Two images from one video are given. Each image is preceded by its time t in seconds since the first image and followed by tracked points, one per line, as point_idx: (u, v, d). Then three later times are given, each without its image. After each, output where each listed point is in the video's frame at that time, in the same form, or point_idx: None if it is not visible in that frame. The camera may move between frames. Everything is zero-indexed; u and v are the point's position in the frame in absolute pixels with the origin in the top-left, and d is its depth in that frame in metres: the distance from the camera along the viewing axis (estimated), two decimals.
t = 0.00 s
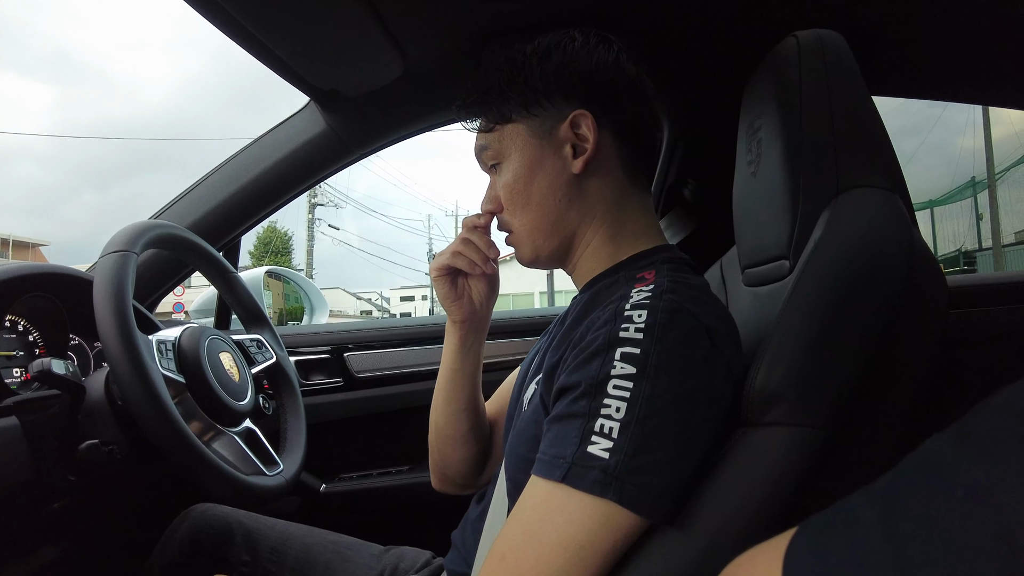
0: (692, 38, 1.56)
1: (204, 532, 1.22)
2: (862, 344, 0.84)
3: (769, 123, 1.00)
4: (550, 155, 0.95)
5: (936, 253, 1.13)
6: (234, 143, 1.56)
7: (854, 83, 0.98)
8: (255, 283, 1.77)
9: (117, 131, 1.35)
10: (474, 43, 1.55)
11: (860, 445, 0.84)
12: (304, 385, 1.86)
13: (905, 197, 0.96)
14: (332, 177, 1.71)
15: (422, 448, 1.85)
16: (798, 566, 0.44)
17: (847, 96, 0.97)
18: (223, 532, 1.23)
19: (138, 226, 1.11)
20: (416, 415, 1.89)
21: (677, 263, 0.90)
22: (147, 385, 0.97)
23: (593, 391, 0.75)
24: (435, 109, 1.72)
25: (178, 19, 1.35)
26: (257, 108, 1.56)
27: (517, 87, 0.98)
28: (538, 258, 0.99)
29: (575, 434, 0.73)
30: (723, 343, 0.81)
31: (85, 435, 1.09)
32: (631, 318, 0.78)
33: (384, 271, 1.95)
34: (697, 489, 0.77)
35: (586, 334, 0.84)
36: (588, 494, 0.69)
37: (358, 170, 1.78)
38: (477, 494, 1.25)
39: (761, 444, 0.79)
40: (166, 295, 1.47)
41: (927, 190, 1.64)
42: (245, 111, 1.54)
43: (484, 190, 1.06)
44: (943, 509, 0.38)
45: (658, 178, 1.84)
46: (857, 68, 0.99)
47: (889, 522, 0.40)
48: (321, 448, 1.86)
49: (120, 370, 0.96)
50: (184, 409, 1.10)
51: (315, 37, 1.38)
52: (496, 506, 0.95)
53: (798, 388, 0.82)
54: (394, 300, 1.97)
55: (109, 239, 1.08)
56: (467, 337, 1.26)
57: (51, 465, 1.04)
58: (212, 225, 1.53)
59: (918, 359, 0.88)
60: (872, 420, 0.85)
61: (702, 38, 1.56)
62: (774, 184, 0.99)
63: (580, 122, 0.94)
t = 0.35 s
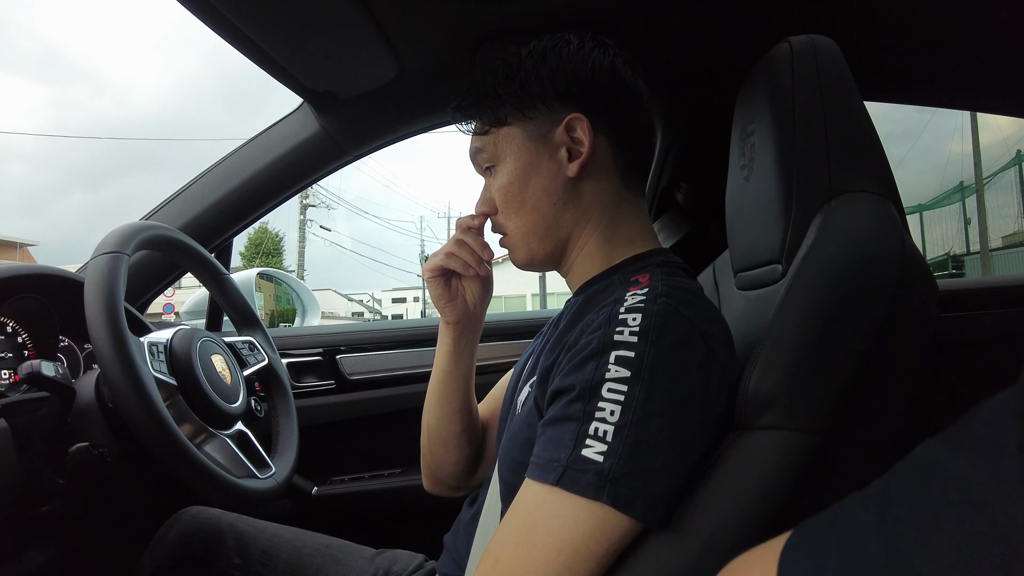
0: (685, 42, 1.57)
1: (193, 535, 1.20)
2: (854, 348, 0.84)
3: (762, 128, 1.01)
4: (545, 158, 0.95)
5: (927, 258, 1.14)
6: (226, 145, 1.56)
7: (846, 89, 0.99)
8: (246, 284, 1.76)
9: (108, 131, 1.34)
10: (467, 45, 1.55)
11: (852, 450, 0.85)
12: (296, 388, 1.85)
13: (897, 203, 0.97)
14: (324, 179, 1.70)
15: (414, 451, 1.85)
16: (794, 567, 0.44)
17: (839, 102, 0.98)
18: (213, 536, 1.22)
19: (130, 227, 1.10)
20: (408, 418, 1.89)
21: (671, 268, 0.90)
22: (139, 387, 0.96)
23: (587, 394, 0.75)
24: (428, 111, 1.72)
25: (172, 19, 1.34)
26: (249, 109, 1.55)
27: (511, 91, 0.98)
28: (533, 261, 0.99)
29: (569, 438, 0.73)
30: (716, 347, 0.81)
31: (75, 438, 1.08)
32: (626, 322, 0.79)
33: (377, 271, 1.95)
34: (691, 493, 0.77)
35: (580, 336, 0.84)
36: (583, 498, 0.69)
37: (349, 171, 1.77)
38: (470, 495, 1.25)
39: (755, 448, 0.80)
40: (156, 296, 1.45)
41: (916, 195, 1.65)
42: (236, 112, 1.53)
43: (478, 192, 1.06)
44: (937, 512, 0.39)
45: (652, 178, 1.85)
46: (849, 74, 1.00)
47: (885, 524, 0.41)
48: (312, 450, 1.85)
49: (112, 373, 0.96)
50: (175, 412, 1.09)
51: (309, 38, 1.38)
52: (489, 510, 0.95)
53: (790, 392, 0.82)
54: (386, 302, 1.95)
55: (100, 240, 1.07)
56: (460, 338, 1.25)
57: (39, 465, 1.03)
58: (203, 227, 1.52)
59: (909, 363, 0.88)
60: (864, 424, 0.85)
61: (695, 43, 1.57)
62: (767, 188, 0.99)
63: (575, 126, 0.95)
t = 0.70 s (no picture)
0: (676, 47, 1.58)
1: (183, 535, 1.20)
2: (842, 350, 0.85)
3: (752, 132, 1.02)
4: (552, 161, 0.95)
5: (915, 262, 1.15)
6: (217, 145, 1.56)
7: (834, 94, 1.00)
8: (236, 285, 1.76)
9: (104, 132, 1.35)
10: (460, 47, 1.56)
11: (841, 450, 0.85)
12: (287, 389, 1.85)
13: (885, 206, 0.98)
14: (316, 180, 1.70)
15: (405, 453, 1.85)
16: (781, 567, 0.45)
17: (828, 106, 0.99)
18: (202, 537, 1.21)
19: (120, 227, 1.10)
20: (399, 420, 1.89)
21: (662, 270, 0.91)
22: (127, 387, 0.96)
23: (577, 393, 0.75)
24: (420, 113, 1.72)
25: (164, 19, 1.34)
26: (241, 110, 1.55)
27: (504, 94, 0.98)
28: (533, 264, 0.99)
29: (559, 437, 0.73)
30: (705, 349, 0.82)
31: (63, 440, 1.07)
32: (616, 322, 0.79)
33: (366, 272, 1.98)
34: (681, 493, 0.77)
35: (571, 337, 0.84)
36: (573, 499, 0.70)
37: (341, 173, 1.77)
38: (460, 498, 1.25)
39: (744, 449, 0.80)
40: (145, 297, 1.45)
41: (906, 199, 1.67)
42: (228, 112, 1.53)
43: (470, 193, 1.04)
44: (920, 513, 0.39)
45: (645, 178, 1.80)
46: (838, 78, 1.01)
47: (871, 524, 0.41)
48: (303, 452, 1.84)
49: (101, 373, 0.95)
50: (164, 413, 1.09)
51: (302, 40, 1.38)
52: (480, 511, 0.95)
53: (780, 393, 0.83)
54: (376, 304, 1.95)
55: (90, 240, 1.06)
56: (454, 343, 1.26)
57: (27, 468, 1.01)
58: (194, 228, 1.51)
59: (897, 365, 0.89)
60: (852, 425, 0.86)
61: (687, 47, 1.58)
62: (757, 192, 1.00)
63: (583, 130, 0.96)
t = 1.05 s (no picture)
0: (670, 49, 1.58)
1: (171, 539, 1.18)
2: (831, 352, 0.85)
3: (745, 134, 1.02)
4: (558, 159, 0.93)
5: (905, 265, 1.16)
6: (208, 145, 1.55)
7: (826, 98, 1.00)
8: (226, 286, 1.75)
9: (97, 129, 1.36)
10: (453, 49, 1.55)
11: (830, 452, 0.86)
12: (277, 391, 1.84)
13: (876, 209, 0.98)
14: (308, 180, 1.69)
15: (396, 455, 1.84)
16: (773, 568, 0.44)
17: (820, 109, 0.99)
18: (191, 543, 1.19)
19: (109, 227, 1.08)
20: (390, 422, 1.88)
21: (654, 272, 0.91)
22: (115, 390, 0.95)
23: (568, 402, 0.74)
24: (413, 114, 1.72)
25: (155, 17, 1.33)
26: (232, 109, 1.54)
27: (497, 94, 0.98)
28: (533, 267, 0.96)
29: (550, 447, 0.72)
30: (697, 351, 0.82)
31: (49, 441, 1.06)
32: (606, 329, 0.78)
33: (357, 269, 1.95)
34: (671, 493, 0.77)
35: (561, 344, 0.84)
36: (564, 508, 0.69)
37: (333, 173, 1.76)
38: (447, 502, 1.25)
39: (734, 452, 0.80)
40: (136, 297, 1.44)
41: (896, 202, 1.68)
42: (219, 112, 1.52)
43: (459, 194, 0.96)
44: (911, 514, 0.39)
45: (638, 170, 1.91)
46: (830, 82, 1.01)
47: (860, 526, 0.41)
48: (293, 454, 1.83)
49: (89, 375, 0.94)
50: (153, 415, 1.08)
51: (294, 40, 1.37)
52: (471, 513, 0.95)
53: (770, 396, 0.83)
54: (368, 305, 1.98)
55: (78, 240, 1.05)
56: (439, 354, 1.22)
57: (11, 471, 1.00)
58: (185, 227, 1.50)
59: (888, 367, 0.89)
60: (843, 427, 0.86)
61: (680, 49, 1.58)
62: (750, 194, 1.00)
63: (585, 130, 0.97)
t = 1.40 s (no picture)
0: (666, 51, 1.58)
1: (162, 540, 1.17)
2: (825, 353, 0.85)
3: (741, 136, 1.03)
4: (545, 161, 0.91)
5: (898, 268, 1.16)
6: (203, 144, 1.54)
7: (822, 99, 1.01)
8: (221, 286, 1.74)
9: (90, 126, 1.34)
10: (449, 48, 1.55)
11: (825, 454, 0.86)
12: (271, 391, 1.83)
13: (871, 211, 0.99)
14: (303, 180, 1.68)
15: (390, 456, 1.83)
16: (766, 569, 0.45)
17: (815, 111, 0.99)
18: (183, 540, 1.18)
19: (102, 226, 1.08)
20: (385, 423, 1.87)
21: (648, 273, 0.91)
22: (107, 389, 0.94)
23: (560, 406, 0.73)
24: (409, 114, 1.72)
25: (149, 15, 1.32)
26: (227, 108, 1.53)
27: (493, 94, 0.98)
28: (524, 274, 0.93)
29: (541, 450, 0.72)
30: (691, 352, 0.82)
31: (42, 441, 1.06)
32: (598, 331, 0.78)
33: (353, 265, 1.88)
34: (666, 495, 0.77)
35: (553, 348, 0.83)
36: (556, 511, 0.69)
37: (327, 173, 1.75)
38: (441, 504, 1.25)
39: (728, 453, 0.80)
40: (129, 297, 1.43)
41: (890, 203, 1.71)
42: (213, 111, 1.51)
43: (445, 202, 0.94)
44: (900, 513, 0.39)
45: (634, 171, 1.91)
46: (825, 83, 1.01)
47: (853, 527, 0.41)
48: (287, 455, 1.82)
49: (81, 374, 0.93)
50: (145, 415, 1.07)
51: (288, 39, 1.37)
52: (465, 513, 0.95)
53: (764, 397, 0.83)
54: (364, 306, 2.01)
55: (70, 239, 1.04)
56: (427, 361, 1.21)
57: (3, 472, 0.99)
58: (181, 227, 1.50)
59: (882, 368, 0.89)
60: (837, 429, 0.86)
61: (675, 50, 1.58)
62: (745, 195, 1.01)
63: (570, 130, 0.96)
